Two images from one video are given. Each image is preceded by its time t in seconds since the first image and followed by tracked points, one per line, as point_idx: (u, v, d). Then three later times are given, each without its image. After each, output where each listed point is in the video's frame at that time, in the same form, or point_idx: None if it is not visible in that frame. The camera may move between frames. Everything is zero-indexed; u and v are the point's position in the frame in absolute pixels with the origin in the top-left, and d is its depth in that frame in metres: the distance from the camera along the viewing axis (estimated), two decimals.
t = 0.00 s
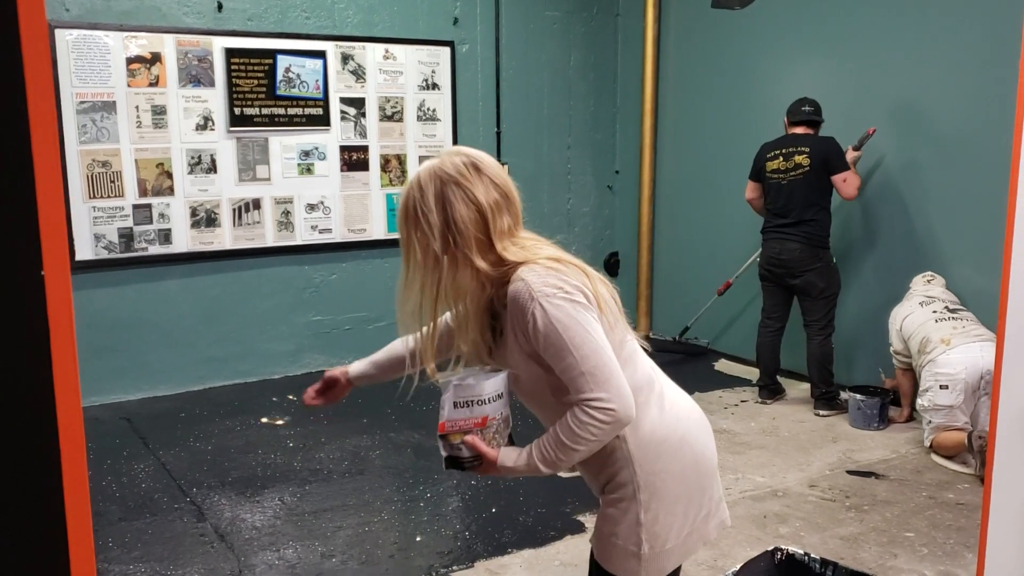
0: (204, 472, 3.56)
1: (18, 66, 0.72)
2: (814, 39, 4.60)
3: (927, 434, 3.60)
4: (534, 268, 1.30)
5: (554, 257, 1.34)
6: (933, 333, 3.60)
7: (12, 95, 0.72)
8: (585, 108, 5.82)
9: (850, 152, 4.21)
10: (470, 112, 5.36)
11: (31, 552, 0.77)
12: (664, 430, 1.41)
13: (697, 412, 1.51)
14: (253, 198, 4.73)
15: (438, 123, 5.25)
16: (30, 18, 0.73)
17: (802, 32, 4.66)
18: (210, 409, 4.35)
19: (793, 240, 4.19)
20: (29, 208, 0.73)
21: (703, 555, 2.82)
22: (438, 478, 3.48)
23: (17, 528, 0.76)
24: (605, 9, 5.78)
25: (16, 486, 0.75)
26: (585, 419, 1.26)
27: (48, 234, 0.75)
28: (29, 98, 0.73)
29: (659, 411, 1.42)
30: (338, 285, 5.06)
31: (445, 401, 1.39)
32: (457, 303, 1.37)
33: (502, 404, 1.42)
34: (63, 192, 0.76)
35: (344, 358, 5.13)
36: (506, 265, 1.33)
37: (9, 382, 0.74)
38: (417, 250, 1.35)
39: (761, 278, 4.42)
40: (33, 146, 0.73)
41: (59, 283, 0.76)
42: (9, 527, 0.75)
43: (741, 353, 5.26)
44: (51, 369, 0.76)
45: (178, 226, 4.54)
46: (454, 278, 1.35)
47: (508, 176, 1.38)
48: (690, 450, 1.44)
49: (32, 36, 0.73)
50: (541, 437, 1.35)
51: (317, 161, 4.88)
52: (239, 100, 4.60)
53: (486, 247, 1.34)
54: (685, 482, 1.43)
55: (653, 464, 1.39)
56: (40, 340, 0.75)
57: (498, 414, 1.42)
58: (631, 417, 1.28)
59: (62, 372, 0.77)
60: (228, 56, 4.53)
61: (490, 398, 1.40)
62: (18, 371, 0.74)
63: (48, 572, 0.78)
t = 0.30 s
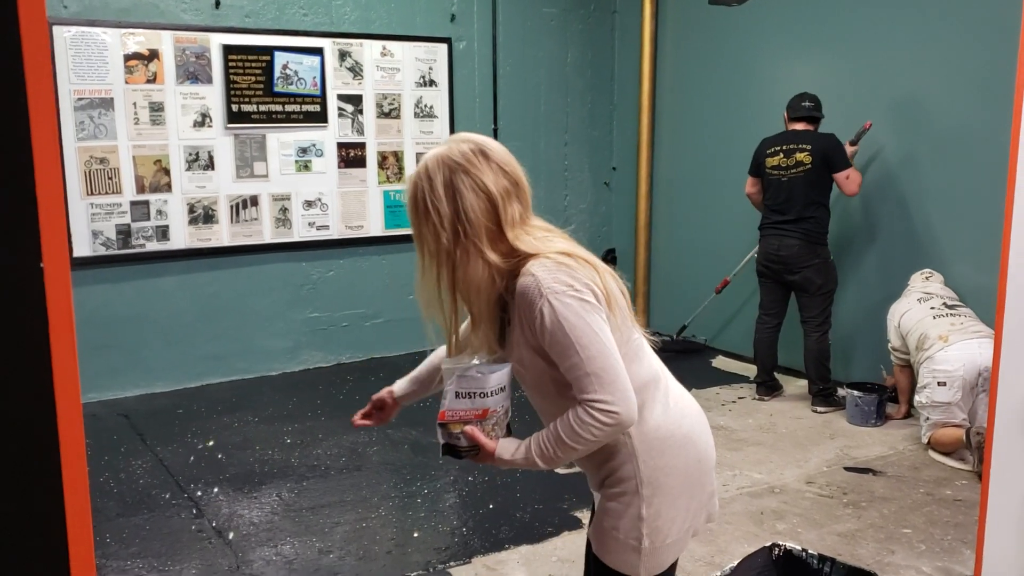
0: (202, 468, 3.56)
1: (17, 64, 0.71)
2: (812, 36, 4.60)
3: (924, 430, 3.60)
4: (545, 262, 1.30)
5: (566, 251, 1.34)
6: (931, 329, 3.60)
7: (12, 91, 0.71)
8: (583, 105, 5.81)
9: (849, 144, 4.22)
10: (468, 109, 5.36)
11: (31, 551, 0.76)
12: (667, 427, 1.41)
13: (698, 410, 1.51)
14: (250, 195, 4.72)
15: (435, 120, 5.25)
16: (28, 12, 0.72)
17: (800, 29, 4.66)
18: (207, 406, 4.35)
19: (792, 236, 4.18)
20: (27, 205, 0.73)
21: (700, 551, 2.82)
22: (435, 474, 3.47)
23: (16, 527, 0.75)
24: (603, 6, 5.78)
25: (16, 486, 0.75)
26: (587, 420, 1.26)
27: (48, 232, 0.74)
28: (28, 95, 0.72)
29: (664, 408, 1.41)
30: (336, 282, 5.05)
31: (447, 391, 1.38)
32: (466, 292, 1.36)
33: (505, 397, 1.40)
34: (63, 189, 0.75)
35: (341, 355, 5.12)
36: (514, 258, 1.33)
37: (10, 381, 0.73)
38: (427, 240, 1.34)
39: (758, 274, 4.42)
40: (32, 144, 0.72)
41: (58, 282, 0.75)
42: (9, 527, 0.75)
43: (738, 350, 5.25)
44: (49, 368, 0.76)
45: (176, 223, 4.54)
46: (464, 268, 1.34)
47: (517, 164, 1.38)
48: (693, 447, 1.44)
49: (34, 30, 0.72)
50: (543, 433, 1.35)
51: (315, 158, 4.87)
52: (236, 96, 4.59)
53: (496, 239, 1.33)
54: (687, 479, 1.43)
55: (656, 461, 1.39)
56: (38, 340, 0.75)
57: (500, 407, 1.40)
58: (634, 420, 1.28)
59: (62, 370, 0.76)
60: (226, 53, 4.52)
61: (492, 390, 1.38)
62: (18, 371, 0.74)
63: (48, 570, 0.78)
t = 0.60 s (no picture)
0: (199, 467, 3.56)
1: (13, 65, 0.71)
2: (810, 34, 4.60)
3: (921, 428, 3.61)
4: (563, 251, 1.30)
5: (584, 241, 1.34)
6: (929, 328, 3.60)
7: (9, 92, 0.71)
8: (581, 103, 5.81)
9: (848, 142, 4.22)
10: (465, 107, 5.35)
11: (31, 551, 0.77)
12: (663, 428, 1.41)
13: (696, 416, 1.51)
14: (248, 193, 4.71)
15: (433, 118, 5.24)
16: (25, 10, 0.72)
17: (798, 27, 4.66)
18: (205, 405, 4.35)
19: (791, 236, 4.18)
20: (24, 206, 0.73)
21: (698, 548, 2.83)
22: (434, 473, 3.47)
23: (16, 527, 0.76)
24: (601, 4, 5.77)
25: (15, 486, 0.75)
26: (598, 415, 1.26)
27: (45, 233, 0.74)
28: (25, 96, 0.72)
29: (661, 409, 1.42)
30: (334, 281, 5.05)
31: (455, 386, 1.43)
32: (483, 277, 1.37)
33: (513, 390, 1.45)
34: (61, 189, 0.75)
35: (339, 354, 5.12)
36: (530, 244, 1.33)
37: (8, 383, 0.73)
38: (444, 223, 1.34)
39: (757, 273, 4.42)
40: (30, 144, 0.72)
41: (55, 283, 0.75)
42: (10, 526, 0.75)
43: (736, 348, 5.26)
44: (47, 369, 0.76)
45: (173, 222, 4.53)
46: (481, 253, 1.34)
47: (536, 150, 1.38)
48: (688, 451, 1.44)
49: (30, 30, 0.72)
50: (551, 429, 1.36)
51: (312, 156, 4.86)
52: (233, 95, 4.58)
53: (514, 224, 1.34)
54: (681, 483, 1.43)
55: (652, 461, 1.39)
56: (37, 341, 0.75)
57: (508, 402, 1.45)
58: (643, 417, 1.28)
59: (59, 371, 0.77)
60: (223, 51, 4.51)
61: (503, 384, 1.43)
62: (16, 372, 0.74)
63: (48, 570, 0.78)
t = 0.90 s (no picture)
0: (197, 466, 3.56)
1: (10, 65, 0.71)
2: (807, 33, 4.60)
3: (920, 427, 3.61)
4: (593, 244, 1.31)
5: (615, 237, 1.35)
6: (927, 327, 3.59)
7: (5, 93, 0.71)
8: (580, 101, 5.80)
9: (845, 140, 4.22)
10: (464, 106, 5.35)
11: (31, 551, 0.77)
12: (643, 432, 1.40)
13: (679, 426, 1.50)
14: (246, 192, 4.71)
15: (431, 117, 5.24)
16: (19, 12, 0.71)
17: (796, 26, 4.66)
18: (203, 404, 4.35)
19: (791, 234, 4.18)
20: (21, 207, 0.72)
21: (695, 546, 2.83)
22: (432, 472, 3.47)
23: (16, 527, 0.76)
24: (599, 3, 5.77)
25: (16, 487, 0.75)
26: (608, 410, 1.27)
27: (40, 234, 0.74)
28: (20, 97, 0.72)
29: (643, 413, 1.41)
30: (332, 279, 5.05)
31: (466, 375, 1.45)
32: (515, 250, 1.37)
33: (525, 381, 1.46)
34: (57, 190, 0.75)
35: (338, 352, 5.12)
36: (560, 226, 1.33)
37: (8, 383, 0.73)
38: (479, 193, 1.35)
39: (757, 271, 4.41)
40: (26, 146, 0.72)
41: (53, 285, 0.75)
42: (10, 527, 0.75)
43: (734, 347, 5.26)
44: (45, 370, 0.76)
45: (171, 221, 4.53)
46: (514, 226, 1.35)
47: (580, 132, 1.38)
48: (666, 459, 1.43)
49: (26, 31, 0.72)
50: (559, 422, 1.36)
51: (310, 155, 4.86)
52: (231, 93, 4.58)
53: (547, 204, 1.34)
54: (656, 491, 1.42)
55: (628, 464, 1.39)
56: (35, 342, 0.75)
57: (519, 393, 1.46)
58: (653, 417, 1.29)
59: (56, 372, 0.76)
60: (221, 50, 4.51)
61: (513, 374, 1.44)
62: (15, 373, 0.74)
63: (49, 569, 0.78)
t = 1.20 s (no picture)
0: (193, 467, 3.55)
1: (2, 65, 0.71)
2: (804, 33, 4.60)
3: (915, 428, 3.61)
4: (605, 250, 1.31)
5: (628, 245, 1.35)
6: (920, 328, 3.59)
7: None
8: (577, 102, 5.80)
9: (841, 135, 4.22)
10: (461, 106, 5.35)
11: (31, 551, 0.77)
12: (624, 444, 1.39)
13: (665, 441, 1.48)
14: (242, 192, 4.70)
15: (428, 117, 5.23)
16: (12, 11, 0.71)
17: (793, 27, 4.66)
18: (199, 404, 4.34)
19: (792, 235, 4.18)
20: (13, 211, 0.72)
21: (692, 548, 2.83)
22: (429, 473, 3.47)
23: (16, 527, 0.76)
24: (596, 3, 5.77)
25: (14, 487, 0.75)
26: (607, 418, 1.27)
27: (34, 235, 0.73)
28: (14, 98, 0.71)
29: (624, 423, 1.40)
30: (329, 280, 5.04)
31: (465, 375, 1.43)
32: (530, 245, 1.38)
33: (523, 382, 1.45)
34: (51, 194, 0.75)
35: (334, 353, 5.11)
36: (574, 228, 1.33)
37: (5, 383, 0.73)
38: (501, 184, 1.35)
39: (756, 273, 4.41)
40: (21, 146, 0.72)
41: (47, 288, 0.74)
42: (9, 528, 0.75)
43: (731, 347, 5.27)
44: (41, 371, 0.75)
45: (167, 221, 4.52)
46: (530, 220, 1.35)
47: (604, 134, 1.37)
48: (642, 472, 1.41)
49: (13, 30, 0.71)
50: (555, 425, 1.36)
51: (307, 155, 4.85)
52: (228, 93, 4.57)
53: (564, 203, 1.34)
54: (630, 503, 1.40)
55: (602, 471, 1.38)
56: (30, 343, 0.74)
57: (518, 394, 1.45)
58: (650, 430, 1.29)
59: (50, 375, 0.76)
60: (217, 50, 4.50)
61: (511, 375, 1.42)
62: (11, 376, 0.73)
63: (49, 569, 0.78)
